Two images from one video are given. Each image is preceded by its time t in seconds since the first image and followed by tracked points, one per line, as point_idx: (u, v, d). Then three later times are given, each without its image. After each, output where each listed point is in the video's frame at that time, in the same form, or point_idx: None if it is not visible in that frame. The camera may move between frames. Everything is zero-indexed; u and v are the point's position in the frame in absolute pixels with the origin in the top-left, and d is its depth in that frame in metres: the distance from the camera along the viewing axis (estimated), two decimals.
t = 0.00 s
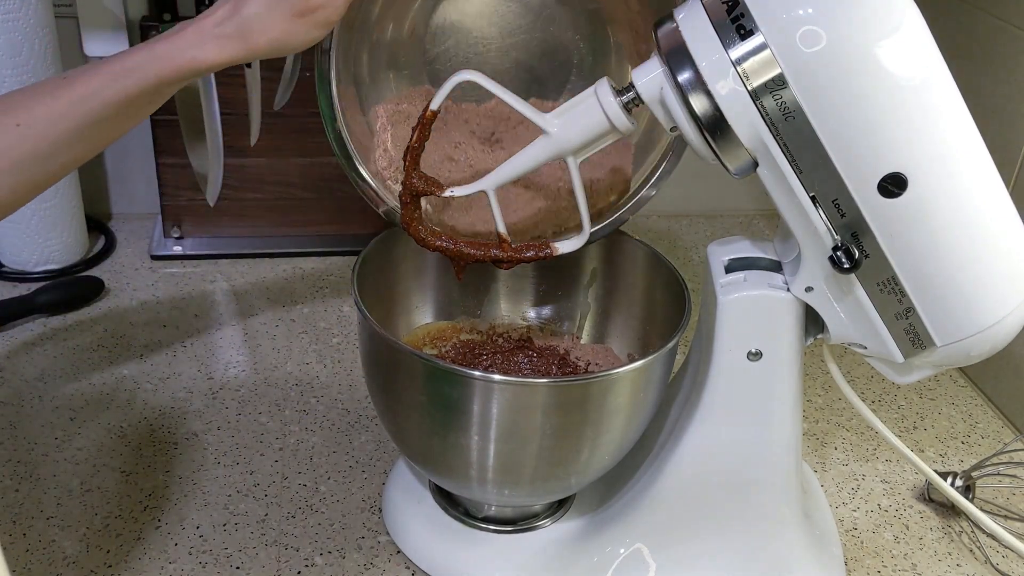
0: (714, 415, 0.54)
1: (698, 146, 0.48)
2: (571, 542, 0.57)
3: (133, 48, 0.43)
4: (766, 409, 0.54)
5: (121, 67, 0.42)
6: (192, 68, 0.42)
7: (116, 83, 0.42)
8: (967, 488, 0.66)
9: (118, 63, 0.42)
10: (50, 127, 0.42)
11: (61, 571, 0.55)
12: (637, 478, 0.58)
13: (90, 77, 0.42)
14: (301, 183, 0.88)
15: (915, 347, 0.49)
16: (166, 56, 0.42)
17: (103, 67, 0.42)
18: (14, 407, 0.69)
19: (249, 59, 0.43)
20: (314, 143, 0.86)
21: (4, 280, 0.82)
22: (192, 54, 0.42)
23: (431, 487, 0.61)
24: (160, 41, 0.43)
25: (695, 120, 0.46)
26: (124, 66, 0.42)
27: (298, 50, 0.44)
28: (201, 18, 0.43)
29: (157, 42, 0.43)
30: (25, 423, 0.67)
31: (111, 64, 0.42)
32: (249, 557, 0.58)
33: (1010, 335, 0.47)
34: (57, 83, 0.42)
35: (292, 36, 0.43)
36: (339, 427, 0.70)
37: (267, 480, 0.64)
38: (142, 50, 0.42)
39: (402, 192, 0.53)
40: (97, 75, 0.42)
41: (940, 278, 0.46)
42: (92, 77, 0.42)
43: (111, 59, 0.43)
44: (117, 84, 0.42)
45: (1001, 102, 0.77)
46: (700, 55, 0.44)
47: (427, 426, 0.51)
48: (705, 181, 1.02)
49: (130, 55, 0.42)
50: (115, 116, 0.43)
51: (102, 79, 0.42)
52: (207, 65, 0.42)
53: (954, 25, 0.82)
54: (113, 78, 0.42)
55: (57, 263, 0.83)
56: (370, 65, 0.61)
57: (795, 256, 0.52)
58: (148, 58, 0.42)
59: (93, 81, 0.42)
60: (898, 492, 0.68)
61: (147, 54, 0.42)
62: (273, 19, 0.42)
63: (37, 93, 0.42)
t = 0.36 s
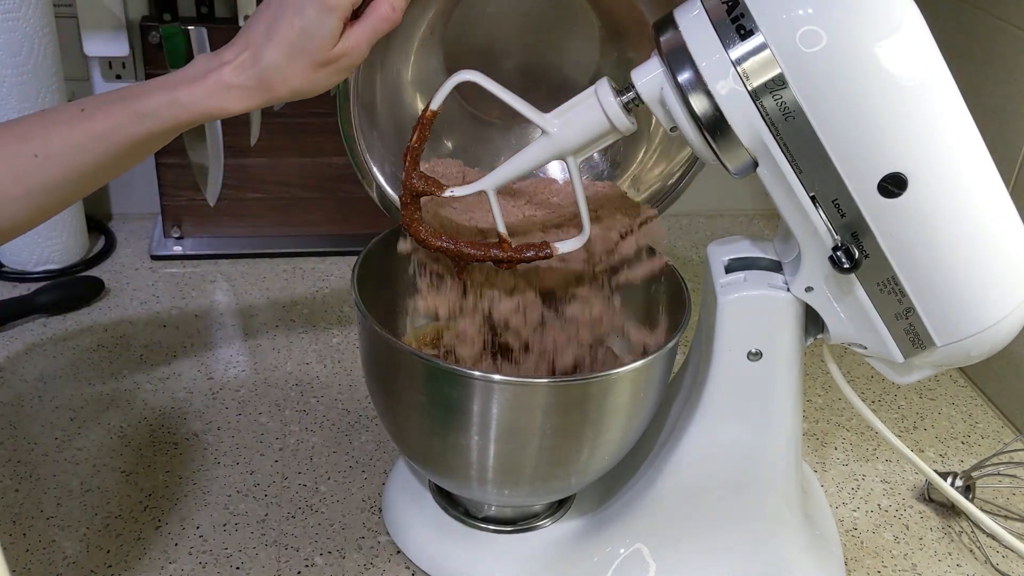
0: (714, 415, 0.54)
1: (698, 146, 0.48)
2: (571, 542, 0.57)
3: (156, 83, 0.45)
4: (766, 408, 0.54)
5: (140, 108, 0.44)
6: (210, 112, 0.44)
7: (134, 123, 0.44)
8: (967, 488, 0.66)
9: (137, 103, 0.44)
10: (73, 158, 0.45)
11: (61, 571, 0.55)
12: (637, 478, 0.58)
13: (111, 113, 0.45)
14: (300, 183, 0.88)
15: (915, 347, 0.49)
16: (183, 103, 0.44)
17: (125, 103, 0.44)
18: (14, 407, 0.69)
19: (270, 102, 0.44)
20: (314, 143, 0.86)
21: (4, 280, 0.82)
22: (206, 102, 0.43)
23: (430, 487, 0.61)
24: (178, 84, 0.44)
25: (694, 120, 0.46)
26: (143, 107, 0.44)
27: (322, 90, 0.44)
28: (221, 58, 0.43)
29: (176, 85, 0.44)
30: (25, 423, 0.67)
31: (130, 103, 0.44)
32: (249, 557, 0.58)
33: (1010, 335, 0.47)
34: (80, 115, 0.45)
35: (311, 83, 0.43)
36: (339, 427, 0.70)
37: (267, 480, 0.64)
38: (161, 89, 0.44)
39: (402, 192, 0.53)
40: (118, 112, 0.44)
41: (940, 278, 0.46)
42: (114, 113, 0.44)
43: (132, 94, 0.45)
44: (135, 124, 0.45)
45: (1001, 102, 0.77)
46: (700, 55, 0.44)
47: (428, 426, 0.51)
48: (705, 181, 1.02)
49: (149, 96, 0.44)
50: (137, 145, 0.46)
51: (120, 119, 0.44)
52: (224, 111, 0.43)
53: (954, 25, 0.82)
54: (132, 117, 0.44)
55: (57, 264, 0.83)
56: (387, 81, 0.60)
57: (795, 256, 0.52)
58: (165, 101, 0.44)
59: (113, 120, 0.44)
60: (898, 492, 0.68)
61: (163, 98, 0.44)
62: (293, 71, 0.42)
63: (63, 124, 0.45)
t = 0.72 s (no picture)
0: (713, 415, 0.54)
1: (698, 146, 0.48)
2: (571, 542, 0.57)
3: (146, 92, 0.45)
4: (767, 408, 0.54)
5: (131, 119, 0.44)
6: (203, 124, 0.44)
7: (127, 134, 0.45)
8: (967, 488, 0.66)
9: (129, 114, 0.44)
10: (66, 166, 0.45)
11: (61, 572, 0.55)
12: (637, 478, 0.58)
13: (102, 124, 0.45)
14: (300, 183, 0.88)
15: (915, 347, 0.49)
16: (173, 115, 0.43)
17: (117, 114, 0.45)
18: (14, 407, 0.69)
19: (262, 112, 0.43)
20: (314, 143, 0.86)
21: (4, 280, 0.82)
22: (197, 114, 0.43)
23: (430, 487, 0.61)
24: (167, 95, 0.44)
25: (695, 121, 0.46)
26: (135, 119, 0.44)
27: (315, 99, 0.44)
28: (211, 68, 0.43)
29: (167, 96, 0.43)
30: (25, 423, 0.67)
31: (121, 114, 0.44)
32: (249, 557, 0.58)
33: (1010, 335, 0.47)
34: (71, 125, 0.45)
35: (302, 94, 0.42)
36: (339, 427, 0.70)
37: (267, 480, 0.64)
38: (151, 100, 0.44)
39: (402, 193, 0.53)
40: (110, 123, 0.45)
41: (940, 278, 0.46)
42: (106, 124, 0.45)
43: (123, 104, 0.45)
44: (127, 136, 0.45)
45: (1001, 102, 0.77)
46: (700, 55, 0.44)
47: (428, 425, 0.51)
48: (705, 181, 1.02)
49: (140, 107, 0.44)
50: (130, 154, 0.46)
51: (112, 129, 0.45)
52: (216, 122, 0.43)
53: (954, 26, 0.82)
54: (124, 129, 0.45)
55: (57, 264, 0.83)
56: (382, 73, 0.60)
57: (795, 256, 0.52)
58: (157, 114, 0.44)
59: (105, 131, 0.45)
60: (898, 492, 0.68)
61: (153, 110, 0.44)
62: (284, 84, 0.41)
63: (55, 133, 0.45)
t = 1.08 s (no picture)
0: (713, 415, 0.54)
1: (698, 145, 0.48)
2: (571, 542, 0.57)
3: (120, 85, 0.44)
4: (767, 409, 0.54)
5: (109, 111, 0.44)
6: (179, 110, 0.43)
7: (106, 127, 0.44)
8: (967, 488, 0.66)
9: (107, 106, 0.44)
10: (44, 168, 0.44)
11: (61, 572, 0.55)
12: (636, 478, 0.58)
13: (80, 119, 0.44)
14: (300, 183, 0.88)
15: (915, 347, 0.49)
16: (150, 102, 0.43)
17: (94, 107, 0.44)
18: (14, 406, 0.69)
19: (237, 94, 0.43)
20: (314, 144, 0.86)
21: (4, 280, 0.82)
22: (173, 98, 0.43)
23: (430, 487, 0.61)
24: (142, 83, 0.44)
25: (695, 121, 0.46)
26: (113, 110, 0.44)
27: (286, 74, 0.44)
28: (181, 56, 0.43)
29: (141, 83, 0.43)
30: (25, 423, 0.67)
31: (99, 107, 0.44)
32: (249, 557, 0.58)
33: (1010, 335, 0.47)
34: (49, 123, 0.44)
35: (274, 69, 0.42)
36: (339, 427, 0.70)
37: (267, 480, 0.64)
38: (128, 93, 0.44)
39: (402, 193, 0.53)
40: (88, 118, 0.44)
41: (940, 279, 0.46)
42: (84, 119, 0.44)
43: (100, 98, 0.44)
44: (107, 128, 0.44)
45: (1002, 102, 0.77)
46: (700, 55, 0.44)
47: (428, 425, 0.51)
48: (705, 180, 1.02)
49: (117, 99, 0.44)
50: (110, 149, 0.45)
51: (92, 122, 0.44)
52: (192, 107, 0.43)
53: (954, 25, 0.82)
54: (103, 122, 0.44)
55: (57, 264, 0.83)
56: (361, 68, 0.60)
57: (795, 256, 0.52)
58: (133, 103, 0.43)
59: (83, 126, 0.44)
60: (898, 492, 0.68)
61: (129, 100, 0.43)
62: (257, 61, 0.41)
63: (33, 132, 0.44)
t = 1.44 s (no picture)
0: (713, 415, 0.54)
1: (698, 146, 0.48)
2: (571, 542, 0.57)
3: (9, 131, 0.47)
4: (767, 409, 0.54)
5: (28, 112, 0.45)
6: (62, 128, 0.46)
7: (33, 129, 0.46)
8: (967, 488, 0.66)
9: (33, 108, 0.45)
10: None
11: (62, 572, 0.55)
12: (636, 478, 0.58)
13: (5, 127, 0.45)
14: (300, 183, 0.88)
15: (915, 347, 0.49)
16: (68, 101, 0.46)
17: None
18: (14, 406, 0.69)
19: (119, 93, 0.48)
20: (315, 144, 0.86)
21: (4, 280, 0.82)
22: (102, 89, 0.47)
23: (430, 487, 0.61)
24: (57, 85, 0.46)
25: (695, 120, 0.46)
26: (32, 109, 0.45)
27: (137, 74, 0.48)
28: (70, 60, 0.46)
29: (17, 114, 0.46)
30: (25, 423, 0.67)
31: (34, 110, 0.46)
32: (249, 558, 0.58)
33: (1011, 334, 0.47)
34: None
35: (140, 60, 0.48)
36: (339, 427, 0.70)
37: (267, 480, 0.64)
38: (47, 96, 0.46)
39: (402, 193, 0.53)
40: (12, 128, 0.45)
41: (940, 278, 0.46)
42: None
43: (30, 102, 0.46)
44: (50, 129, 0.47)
45: (1002, 102, 0.77)
46: (700, 54, 0.44)
47: (427, 425, 0.51)
48: (704, 180, 1.02)
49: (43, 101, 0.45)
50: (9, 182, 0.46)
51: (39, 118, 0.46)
52: (69, 117, 0.46)
53: (955, 25, 0.82)
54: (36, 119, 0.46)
55: (57, 263, 0.83)
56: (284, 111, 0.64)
57: (795, 257, 0.52)
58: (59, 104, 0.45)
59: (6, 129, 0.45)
60: (898, 492, 0.68)
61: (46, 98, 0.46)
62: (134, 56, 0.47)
63: None
